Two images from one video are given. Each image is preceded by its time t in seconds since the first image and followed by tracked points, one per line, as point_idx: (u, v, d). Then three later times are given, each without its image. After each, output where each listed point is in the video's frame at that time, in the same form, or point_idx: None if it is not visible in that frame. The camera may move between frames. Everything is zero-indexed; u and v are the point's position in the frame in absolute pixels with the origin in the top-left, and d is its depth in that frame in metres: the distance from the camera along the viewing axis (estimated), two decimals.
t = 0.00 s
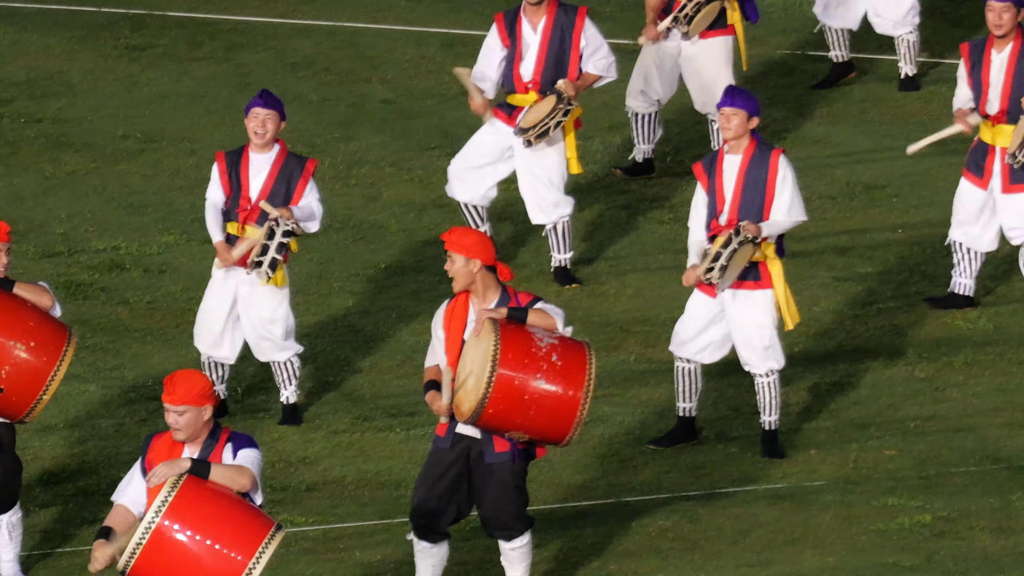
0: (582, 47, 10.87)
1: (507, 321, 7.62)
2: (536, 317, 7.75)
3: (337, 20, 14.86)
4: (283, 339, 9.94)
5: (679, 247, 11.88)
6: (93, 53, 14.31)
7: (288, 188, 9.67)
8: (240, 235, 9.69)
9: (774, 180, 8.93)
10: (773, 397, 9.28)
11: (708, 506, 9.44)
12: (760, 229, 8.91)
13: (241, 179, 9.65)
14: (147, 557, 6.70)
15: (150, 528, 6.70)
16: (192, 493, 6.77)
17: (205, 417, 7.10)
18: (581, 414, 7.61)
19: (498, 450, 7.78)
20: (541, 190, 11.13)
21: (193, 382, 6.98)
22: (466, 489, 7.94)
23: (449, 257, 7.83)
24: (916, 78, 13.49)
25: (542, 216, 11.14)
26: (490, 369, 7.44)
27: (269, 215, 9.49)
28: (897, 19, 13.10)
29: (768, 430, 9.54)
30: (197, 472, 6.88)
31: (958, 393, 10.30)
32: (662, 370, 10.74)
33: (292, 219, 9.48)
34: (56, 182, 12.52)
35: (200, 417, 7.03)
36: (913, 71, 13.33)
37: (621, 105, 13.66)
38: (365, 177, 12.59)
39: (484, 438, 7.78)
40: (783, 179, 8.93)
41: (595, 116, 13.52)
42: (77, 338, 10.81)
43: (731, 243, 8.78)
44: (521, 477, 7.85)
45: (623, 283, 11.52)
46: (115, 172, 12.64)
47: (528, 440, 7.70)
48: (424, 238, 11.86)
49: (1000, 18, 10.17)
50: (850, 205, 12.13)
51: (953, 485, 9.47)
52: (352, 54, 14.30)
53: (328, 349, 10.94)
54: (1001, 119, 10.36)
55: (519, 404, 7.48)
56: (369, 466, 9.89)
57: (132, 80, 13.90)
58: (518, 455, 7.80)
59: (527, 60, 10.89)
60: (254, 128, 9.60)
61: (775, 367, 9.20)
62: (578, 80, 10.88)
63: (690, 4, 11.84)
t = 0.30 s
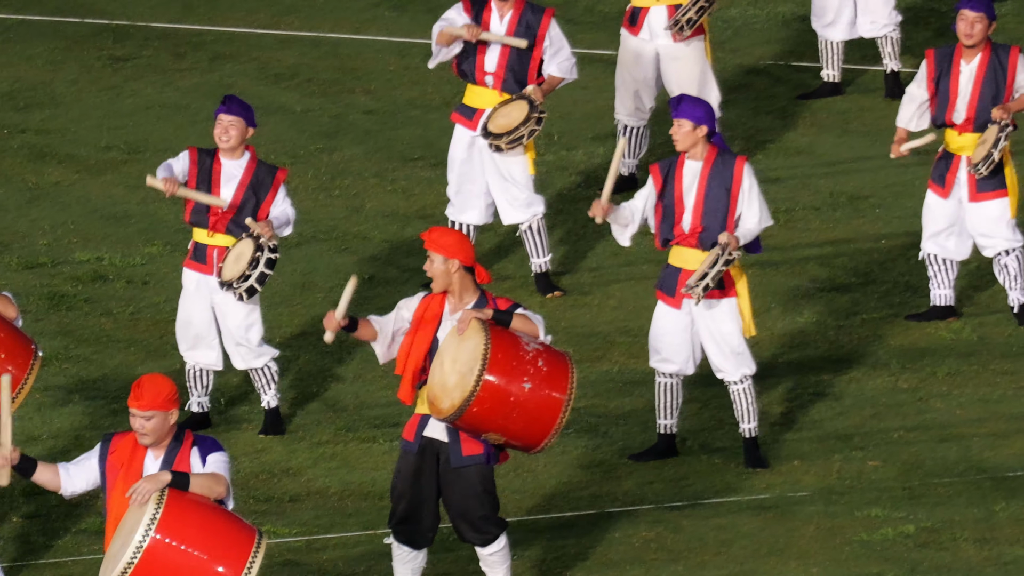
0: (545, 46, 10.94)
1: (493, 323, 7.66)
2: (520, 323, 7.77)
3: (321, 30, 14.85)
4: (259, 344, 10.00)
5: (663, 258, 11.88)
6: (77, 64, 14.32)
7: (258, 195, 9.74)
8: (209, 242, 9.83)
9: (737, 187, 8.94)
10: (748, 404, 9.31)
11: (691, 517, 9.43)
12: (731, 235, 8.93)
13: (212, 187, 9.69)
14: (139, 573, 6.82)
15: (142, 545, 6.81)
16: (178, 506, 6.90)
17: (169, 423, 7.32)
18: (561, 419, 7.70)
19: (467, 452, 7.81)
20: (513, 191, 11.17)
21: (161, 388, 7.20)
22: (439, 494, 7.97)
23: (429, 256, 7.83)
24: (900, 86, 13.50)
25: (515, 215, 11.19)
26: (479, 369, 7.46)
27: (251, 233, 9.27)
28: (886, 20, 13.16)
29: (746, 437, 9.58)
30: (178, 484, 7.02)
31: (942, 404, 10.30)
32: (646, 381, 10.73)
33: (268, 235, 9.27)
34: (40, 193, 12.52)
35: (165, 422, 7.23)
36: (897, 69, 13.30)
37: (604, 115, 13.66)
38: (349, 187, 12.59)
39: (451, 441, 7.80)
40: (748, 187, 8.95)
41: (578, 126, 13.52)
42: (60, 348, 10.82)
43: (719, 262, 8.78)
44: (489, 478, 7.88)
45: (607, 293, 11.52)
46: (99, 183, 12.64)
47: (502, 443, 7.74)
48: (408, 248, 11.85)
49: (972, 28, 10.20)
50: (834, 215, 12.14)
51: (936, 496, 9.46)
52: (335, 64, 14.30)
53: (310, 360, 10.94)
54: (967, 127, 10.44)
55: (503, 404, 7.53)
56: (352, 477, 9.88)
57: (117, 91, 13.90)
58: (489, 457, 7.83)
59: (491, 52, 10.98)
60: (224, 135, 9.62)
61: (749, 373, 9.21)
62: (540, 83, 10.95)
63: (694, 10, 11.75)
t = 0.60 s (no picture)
0: (537, 62, 10.86)
1: (488, 342, 7.74)
2: (516, 339, 7.86)
3: (303, 43, 14.87)
4: (250, 358, 9.91)
5: (647, 269, 11.88)
6: (59, 76, 14.32)
7: (257, 211, 9.69)
8: (208, 255, 9.78)
9: (720, 201, 8.96)
10: (727, 417, 9.32)
11: (673, 528, 9.43)
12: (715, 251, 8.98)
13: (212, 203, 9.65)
14: None
15: (137, 554, 6.85)
16: (175, 519, 6.93)
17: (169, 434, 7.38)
18: (560, 436, 7.76)
19: (467, 468, 7.86)
20: (503, 206, 11.16)
21: (161, 400, 7.26)
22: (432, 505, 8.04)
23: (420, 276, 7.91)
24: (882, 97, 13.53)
25: (506, 230, 11.17)
26: (473, 391, 7.55)
27: (252, 252, 9.31)
28: (866, 38, 13.17)
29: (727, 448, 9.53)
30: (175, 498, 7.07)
31: (925, 415, 10.30)
32: (628, 392, 10.73)
33: (274, 258, 9.30)
34: (22, 205, 12.52)
35: (165, 435, 7.31)
36: (876, 91, 13.40)
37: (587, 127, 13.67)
38: (331, 199, 12.60)
39: (452, 454, 7.88)
40: (730, 201, 8.98)
41: (561, 137, 13.53)
42: (42, 360, 10.81)
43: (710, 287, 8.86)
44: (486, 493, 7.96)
45: (589, 305, 11.52)
46: (82, 195, 12.64)
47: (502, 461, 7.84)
48: (390, 260, 11.86)
49: (967, 36, 10.12)
50: (817, 226, 12.15)
51: (919, 507, 9.46)
52: (318, 76, 14.31)
53: (292, 372, 10.94)
54: (965, 139, 10.46)
55: (499, 427, 7.62)
56: (335, 488, 9.87)
57: (99, 103, 13.91)
58: (488, 474, 7.89)
59: (484, 69, 10.93)
60: (221, 152, 9.53)
61: (728, 388, 9.22)
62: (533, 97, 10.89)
63: (684, 27, 11.78)
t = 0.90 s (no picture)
0: (524, 79, 10.96)
1: (462, 351, 7.73)
2: (486, 347, 7.83)
3: (281, 54, 14.85)
4: (227, 372, 9.90)
5: (626, 281, 11.88)
6: (37, 89, 14.31)
7: (239, 223, 9.70)
8: (193, 270, 9.77)
9: (702, 216, 8.96)
10: (708, 432, 9.29)
11: (652, 540, 9.41)
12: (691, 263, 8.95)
13: (194, 216, 9.69)
14: None
15: (118, 560, 7.13)
16: (158, 526, 7.21)
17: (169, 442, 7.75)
18: (539, 444, 7.72)
19: (450, 477, 7.93)
20: (482, 222, 11.16)
21: (163, 402, 7.69)
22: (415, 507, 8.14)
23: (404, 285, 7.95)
24: (860, 109, 13.55)
25: (483, 243, 11.18)
26: (447, 401, 7.55)
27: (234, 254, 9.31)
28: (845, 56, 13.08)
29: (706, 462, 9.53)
30: (161, 505, 7.36)
31: (904, 426, 10.30)
32: (606, 404, 10.72)
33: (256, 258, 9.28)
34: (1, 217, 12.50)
35: (162, 440, 7.67)
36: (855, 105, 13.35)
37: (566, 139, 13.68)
38: (309, 210, 12.60)
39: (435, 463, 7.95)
40: (712, 214, 8.94)
41: (539, 149, 13.54)
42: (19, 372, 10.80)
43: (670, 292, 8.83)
44: (469, 505, 8.00)
45: (568, 316, 11.53)
46: (59, 207, 12.63)
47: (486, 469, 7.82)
48: (368, 272, 11.86)
49: (949, 49, 10.23)
50: (795, 238, 12.17)
51: (897, 518, 9.46)
52: (296, 88, 14.30)
53: (270, 383, 10.92)
54: (956, 152, 10.48)
55: (477, 436, 7.61)
56: (313, 500, 9.85)
57: (76, 115, 13.90)
58: (473, 483, 7.95)
59: (470, 89, 10.97)
60: (202, 164, 9.61)
61: (706, 402, 9.20)
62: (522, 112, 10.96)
63: (648, 48, 11.65)
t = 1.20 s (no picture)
0: (477, 90, 10.95)
1: (418, 358, 7.70)
2: (446, 355, 7.85)
3: (247, 66, 14.84)
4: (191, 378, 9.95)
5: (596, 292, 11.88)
6: (3, 101, 14.29)
7: (186, 228, 9.71)
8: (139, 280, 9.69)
9: (654, 228, 9.00)
10: (670, 441, 9.28)
11: (619, 553, 9.39)
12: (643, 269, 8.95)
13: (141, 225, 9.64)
14: None
15: None
16: (124, 541, 6.93)
17: (128, 449, 7.49)
18: (492, 452, 7.71)
19: (405, 488, 7.84)
20: (440, 233, 11.18)
21: (126, 406, 7.51)
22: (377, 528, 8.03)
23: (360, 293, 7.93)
24: (828, 120, 13.58)
25: (441, 256, 11.19)
26: (405, 404, 7.50)
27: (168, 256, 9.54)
28: (808, 59, 13.16)
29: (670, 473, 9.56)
30: (126, 518, 7.09)
31: (871, 438, 10.30)
32: (574, 416, 10.72)
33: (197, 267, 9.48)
34: None
35: (125, 444, 7.43)
36: (822, 112, 13.41)
37: (534, 150, 13.69)
38: (276, 223, 12.60)
39: (389, 475, 7.85)
40: (664, 223, 8.99)
41: (507, 160, 13.55)
42: None
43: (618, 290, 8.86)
44: (426, 513, 7.91)
45: (535, 328, 11.53)
46: (25, 220, 12.61)
47: (437, 477, 7.76)
48: (335, 285, 11.87)
49: (908, 51, 10.24)
50: (762, 249, 12.19)
51: (865, 529, 9.44)
52: (263, 100, 14.30)
53: (236, 395, 10.91)
54: (907, 156, 10.46)
55: (432, 440, 7.55)
56: (280, 512, 9.83)
57: (43, 127, 13.89)
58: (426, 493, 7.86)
59: (421, 98, 10.91)
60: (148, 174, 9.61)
61: (666, 412, 9.18)
62: (470, 126, 10.95)
63: (610, 52, 11.67)
